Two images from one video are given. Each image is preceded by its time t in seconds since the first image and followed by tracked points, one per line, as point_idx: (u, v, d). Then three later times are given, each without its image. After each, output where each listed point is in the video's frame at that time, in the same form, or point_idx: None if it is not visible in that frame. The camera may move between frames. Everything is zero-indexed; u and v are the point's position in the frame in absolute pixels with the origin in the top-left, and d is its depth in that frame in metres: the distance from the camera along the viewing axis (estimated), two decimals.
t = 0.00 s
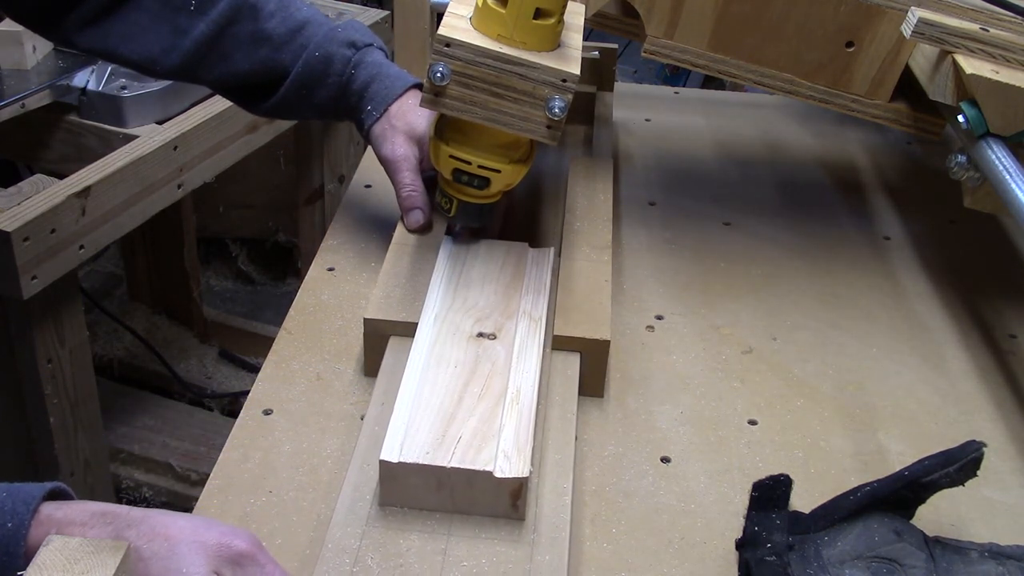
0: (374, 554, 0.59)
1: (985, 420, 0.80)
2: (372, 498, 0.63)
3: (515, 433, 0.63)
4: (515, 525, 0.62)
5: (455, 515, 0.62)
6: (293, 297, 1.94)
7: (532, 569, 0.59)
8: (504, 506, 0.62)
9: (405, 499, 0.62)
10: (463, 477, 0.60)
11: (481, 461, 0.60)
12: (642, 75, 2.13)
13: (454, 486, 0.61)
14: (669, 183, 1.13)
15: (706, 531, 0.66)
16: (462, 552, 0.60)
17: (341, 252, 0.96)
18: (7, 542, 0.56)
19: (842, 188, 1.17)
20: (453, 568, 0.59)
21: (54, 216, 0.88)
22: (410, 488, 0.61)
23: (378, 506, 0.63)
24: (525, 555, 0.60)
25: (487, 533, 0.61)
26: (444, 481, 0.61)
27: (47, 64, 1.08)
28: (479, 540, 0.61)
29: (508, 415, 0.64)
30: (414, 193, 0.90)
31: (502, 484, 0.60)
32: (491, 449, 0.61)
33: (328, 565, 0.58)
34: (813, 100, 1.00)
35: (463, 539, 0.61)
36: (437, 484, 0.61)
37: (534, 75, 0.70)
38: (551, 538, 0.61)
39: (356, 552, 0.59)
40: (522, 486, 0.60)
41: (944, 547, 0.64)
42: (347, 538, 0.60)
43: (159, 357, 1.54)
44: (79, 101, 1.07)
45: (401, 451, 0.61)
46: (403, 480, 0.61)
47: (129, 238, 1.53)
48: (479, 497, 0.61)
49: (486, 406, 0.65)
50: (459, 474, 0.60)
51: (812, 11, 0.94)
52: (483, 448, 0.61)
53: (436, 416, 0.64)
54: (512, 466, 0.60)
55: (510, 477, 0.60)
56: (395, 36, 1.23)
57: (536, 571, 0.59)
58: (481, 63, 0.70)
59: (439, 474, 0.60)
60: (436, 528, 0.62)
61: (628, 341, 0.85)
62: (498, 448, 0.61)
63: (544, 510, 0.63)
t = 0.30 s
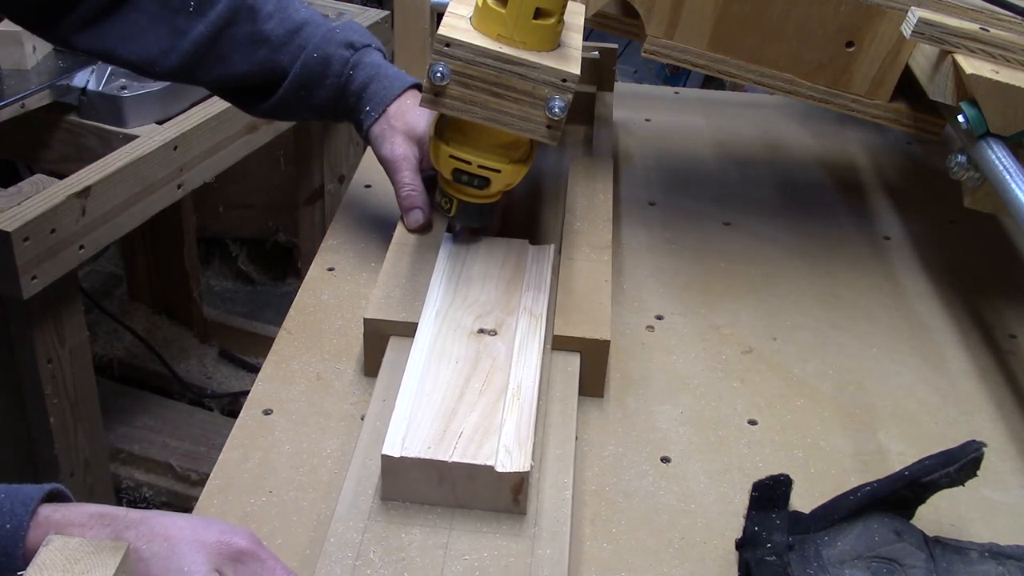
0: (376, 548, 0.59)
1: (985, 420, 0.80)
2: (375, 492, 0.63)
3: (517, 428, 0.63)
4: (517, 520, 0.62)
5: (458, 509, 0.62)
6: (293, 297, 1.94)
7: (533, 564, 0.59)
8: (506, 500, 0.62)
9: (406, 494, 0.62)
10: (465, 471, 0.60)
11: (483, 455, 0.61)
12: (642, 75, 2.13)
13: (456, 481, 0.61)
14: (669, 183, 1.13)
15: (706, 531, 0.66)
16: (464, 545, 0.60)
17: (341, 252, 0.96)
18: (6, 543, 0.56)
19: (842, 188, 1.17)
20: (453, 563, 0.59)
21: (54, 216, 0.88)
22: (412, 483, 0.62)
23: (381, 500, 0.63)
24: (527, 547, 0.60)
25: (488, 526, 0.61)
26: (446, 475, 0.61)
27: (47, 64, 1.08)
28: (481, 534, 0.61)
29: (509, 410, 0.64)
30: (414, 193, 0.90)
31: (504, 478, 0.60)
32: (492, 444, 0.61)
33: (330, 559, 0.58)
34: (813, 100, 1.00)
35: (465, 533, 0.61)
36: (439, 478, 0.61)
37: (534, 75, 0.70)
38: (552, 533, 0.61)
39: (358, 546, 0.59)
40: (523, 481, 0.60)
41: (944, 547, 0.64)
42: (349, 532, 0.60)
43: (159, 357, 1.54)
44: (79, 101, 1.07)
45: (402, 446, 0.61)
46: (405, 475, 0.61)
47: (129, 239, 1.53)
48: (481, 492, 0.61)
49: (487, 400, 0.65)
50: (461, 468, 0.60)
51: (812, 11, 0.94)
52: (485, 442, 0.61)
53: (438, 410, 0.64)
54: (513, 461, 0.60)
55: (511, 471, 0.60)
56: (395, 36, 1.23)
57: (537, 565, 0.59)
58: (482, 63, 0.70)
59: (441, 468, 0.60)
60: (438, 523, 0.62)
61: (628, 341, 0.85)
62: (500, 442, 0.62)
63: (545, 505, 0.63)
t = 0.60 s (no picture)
0: (377, 545, 0.59)
1: (985, 420, 0.80)
2: (375, 489, 0.63)
3: (517, 425, 0.63)
4: (517, 517, 0.62)
5: (459, 506, 0.63)
6: (293, 297, 1.94)
7: (533, 560, 0.59)
8: (506, 498, 0.62)
9: (407, 491, 0.62)
10: (466, 468, 0.60)
11: (484, 453, 0.61)
12: (642, 75, 2.13)
13: (457, 478, 0.61)
14: (670, 183, 1.13)
15: (706, 531, 0.66)
16: (465, 542, 0.60)
17: (341, 251, 0.96)
18: (7, 541, 0.56)
19: (842, 188, 1.17)
20: (454, 559, 0.59)
21: (54, 216, 0.88)
22: (413, 480, 0.62)
23: (382, 496, 0.63)
24: (528, 543, 0.60)
25: (489, 523, 0.61)
26: (447, 472, 0.61)
27: (47, 64, 1.08)
28: (482, 531, 0.61)
29: (509, 407, 0.64)
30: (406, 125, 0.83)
31: (505, 475, 0.60)
32: (493, 441, 0.61)
33: (330, 556, 0.58)
34: (813, 100, 1.00)
35: (466, 530, 0.61)
36: (440, 475, 0.61)
37: (534, 75, 0.70)
38: (553, 529, 0.61)
39: (359, 543, 0.60)
40: (524, 478, 0.60)
41: (944, 547, 0.64)
42: (350, 529, 0.60)
43: (159, 358, 1.54)
44: (78, 101, 1.07)
45: (403, 443, 0.61)
46: (406, 472, 0.61)
47: (129, 239, 1.53)
48: (482, 489, 0.62)
49: (488, 398, 0.65)
50: (462, 465, 0.60)
51: (812, 11, 0.94)
52: (485, 439, 0.61)
53: (439, 408, 0.64)
54: (514, 457, 0.60)
55: (512, 468, 0.60)
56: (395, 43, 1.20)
57: (538, 562, 0.59)
58: (482, 63, 0.70)
59: (442, 465, 0.60)
60: (439, 520, 0.62)
61: (628, 341, 0.85)
62: (501, 439, 0.62)
63: (546, 501, 0.63)
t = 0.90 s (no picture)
0: (378, 540, 0.59)
1: (985, 420, 0.80)
2: (376, 485, 0.63)
3: (518, 422, 0.63)
4: (517, 512, 0.62)
5: (459, 501, 0.62)
6: (294, 297, 1.94)
7: (534, 556, 0.59)
8: (507, 493, 0.62)
9: (407, 486, 0.62)
10: (466, 464, 0.60)
11: (484, 448, 0.61)
12: (642, 75, 2.13)
13: (457, 474, 0.61)
14: (670, 183, 1.13)
15: (706, 531, 0.66)
16: (465, 537, 0.60)
17: (341, 251, 0.96)
18: (7, 539, 0.56)
19: (842, 188, 1.17)
20: (453, 553, 0.59)
21: (54, 216, 0.88)
22: (414, 475, 0.62)
23: (383, 492, 0.63)
24: (528, 538, 0.60)
25: (490, 519, 0.61)
26: (448, 468, 0.61)
27: (47, 64, 1.09)
28: (483, 525, 0.61)
29: (510, 403, 0.64)
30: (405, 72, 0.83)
31: (505, 472, 0.60)
32: (493, 437, 0.61)
33: (331, 552, 0.58)
34: (813, 100, 1.00)
35: (466, 525, 0.61)
36: (441, 471, 0.61)
37: (534, 75, 0.70)
38: (553, 525, 0.61)
39: (360, 538, 0.59)
40: (524, 473, 0.60)
41: (944, 547, 0.63)
42: (351, 524, 0.60)
43: (159, 358, 1.54)
44: (79, 101, 1.08)
45: (404, 439, 0.61)
46: (407, 468, 0.61)
47: (129, 239, 1.53)
48: (482, 485, 0.61)
49: (488, 394, 0.65)
50: (463, 461, 0.60)
51: (813, 11, 0.94)
52: (486, 435, 0.62)
53: (439, 404, 0.64)
54: (514, 453, 0.60)
55: (513, 464, 0.60)
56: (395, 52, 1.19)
57: (538, 558, 0.59)
58: (482, 63, 0.70)
59: (443, 461, 0.60)
60: (440, 515, 0.62)
61: (628, 341, 0.85)
62: (500, 435, 0.62)
63: (546, 497, 0.63)
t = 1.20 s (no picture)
0: (379, 537, 0.59)
1: (986, 420, 0.80)
2: (376, 485, 0.63)
3: (518, 420, 0.63)
4: (518, 510, 0.62)
5: (459, 499, 0.62)
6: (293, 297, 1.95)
7: (534, 553, 0.59)
8: (506, 491, 0.62)
9: (407, 484, 0.62)
10: (467, 462, 0.60)
11: (484, 447, 0.61)
12: (642, 75, 2.13)
13: (458, 471, 0.61)
14: (670, 183, 1.13)
15: (706, 531, 0.66)
16: (466, 535, 0.60)
17: (341, 252, 0.96)
18: (6, 539, 0.56)
19: (842, 188, 1.17)
20: (454, 550, 0.59)
21: (54, 216, 0.88)
22: (414, 473, 0.62)
23: (383, 490, 0.63)
24: (528, 535, 0.60)
25: (490, 517, 0.61)
26: (448, 466, 0.61)
27: (47, 64, 1.09)
28: (483, 523, 0.61)
29: (510, 402, 0.64)
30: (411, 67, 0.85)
31: (506, 469, 0.60)
32: (493, 435, 0.62)
33: (332, 549, 0.58)
34: (813, 100, 1.00)
35: (466, 522, 0.61)
36: (442, 469, 0.61)
37: (534, 75, 0.70)
38: (553, 522, 0.61)
39: (361, 535, 0.59)
40: (524, 471, 0.60)
41: (944, 547, 0.63)
42: (352, 522, 0.60)
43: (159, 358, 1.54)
44: (79, 101, 1.08)
45: (405, 437, 0.61)
46: (408, 466, 0.61)
47: (128, 241, 1.53)
48: (483, 483, 0.62)
49: (489, 392, 0.65)
50: (463, 459, 0.60)
51: (813, 11, 0.94)
52: (486, 434, 0.62)
53: (440, 402, 0.64)
54: (515, 451, 0.61)
55: (513, 462, 0.60)
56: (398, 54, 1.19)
57: (538, 554, 0.59)
58: (482, 63, 0.70)
59: (444, 459, 0.60)
60: (440, 512, 0.61)
61: (628, 341, 0.85)
62: (501, 434, 0.62)
63: (545, 495, 0.63)
